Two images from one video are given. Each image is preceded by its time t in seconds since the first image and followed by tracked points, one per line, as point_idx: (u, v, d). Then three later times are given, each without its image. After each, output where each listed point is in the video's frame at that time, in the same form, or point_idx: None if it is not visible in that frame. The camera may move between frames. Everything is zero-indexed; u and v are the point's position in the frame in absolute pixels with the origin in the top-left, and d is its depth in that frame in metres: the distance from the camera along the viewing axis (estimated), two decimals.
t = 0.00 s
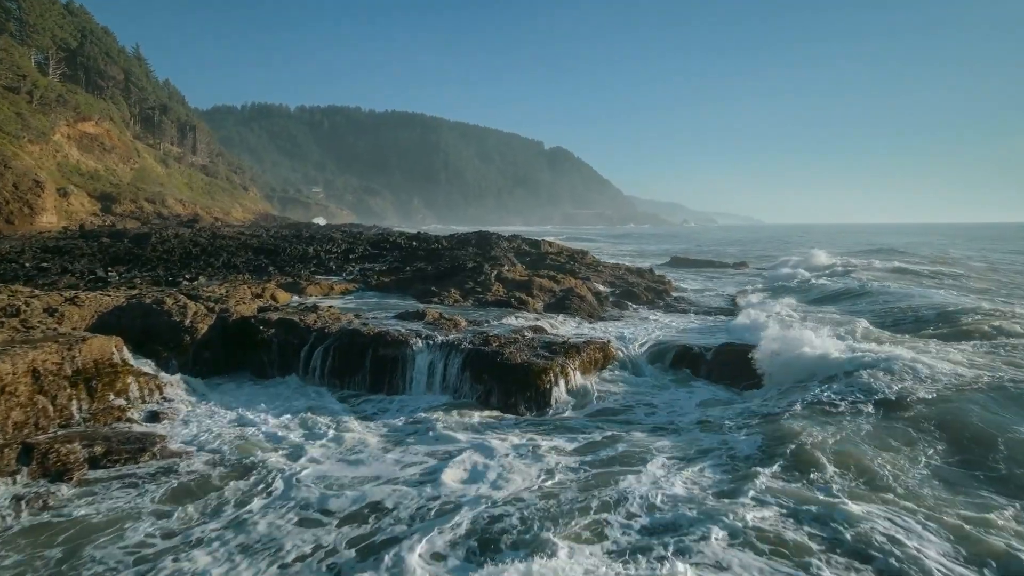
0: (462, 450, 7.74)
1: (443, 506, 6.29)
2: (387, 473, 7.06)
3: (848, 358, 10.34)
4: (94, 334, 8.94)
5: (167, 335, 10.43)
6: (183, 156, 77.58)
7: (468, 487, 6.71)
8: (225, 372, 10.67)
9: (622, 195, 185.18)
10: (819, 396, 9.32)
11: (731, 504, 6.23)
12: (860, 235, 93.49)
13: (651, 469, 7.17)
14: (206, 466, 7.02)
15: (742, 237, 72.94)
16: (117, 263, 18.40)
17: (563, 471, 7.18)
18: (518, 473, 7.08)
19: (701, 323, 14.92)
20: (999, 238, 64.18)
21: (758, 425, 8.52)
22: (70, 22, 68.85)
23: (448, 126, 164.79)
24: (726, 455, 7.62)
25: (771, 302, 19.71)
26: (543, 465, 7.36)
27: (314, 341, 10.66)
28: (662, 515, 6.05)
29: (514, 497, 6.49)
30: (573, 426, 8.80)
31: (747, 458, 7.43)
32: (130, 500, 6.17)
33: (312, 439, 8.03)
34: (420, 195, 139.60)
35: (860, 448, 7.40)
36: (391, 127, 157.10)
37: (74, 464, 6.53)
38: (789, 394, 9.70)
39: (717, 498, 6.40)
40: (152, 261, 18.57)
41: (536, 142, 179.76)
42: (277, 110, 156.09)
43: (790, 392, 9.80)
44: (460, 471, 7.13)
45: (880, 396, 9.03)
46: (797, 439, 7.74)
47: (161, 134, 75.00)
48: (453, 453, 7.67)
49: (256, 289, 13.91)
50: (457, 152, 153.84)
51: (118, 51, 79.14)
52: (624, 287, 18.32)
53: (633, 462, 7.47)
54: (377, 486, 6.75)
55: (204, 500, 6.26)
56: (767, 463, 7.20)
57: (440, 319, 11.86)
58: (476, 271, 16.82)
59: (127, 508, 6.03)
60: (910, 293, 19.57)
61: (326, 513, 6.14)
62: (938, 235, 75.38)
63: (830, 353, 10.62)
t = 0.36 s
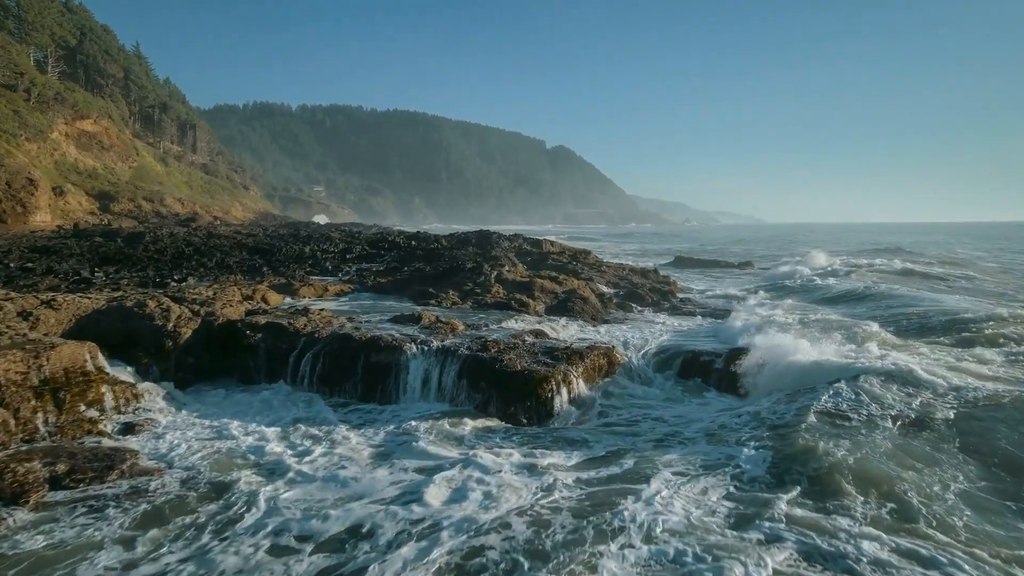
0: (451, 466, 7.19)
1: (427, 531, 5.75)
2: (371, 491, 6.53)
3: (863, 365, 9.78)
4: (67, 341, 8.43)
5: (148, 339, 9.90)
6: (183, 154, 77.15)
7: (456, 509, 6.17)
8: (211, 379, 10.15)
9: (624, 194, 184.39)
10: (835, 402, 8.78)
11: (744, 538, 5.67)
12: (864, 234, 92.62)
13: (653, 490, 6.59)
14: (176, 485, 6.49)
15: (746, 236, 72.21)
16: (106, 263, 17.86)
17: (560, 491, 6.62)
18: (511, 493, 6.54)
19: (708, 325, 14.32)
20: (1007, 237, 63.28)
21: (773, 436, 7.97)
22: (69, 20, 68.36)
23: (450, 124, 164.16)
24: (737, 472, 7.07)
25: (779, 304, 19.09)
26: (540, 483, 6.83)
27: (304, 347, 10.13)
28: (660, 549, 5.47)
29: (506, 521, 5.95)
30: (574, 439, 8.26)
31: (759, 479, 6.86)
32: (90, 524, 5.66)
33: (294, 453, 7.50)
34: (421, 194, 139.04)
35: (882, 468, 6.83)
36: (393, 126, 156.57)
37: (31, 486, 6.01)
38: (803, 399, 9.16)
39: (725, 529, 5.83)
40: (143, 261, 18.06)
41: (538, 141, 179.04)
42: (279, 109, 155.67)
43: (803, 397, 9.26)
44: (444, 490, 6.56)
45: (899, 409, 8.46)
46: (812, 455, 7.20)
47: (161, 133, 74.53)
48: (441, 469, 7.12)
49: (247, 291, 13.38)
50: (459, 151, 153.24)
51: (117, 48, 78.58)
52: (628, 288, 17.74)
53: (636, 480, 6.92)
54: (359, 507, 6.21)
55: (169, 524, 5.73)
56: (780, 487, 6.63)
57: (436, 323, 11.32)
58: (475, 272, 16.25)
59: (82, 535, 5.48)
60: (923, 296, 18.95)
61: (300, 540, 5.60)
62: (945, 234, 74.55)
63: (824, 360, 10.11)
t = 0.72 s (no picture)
0: (437, 483, 6.66)
1: (413, 559, 5.28)
2: (355, 512, 6.05)
3: (880, 373, 9.28)
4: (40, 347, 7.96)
5: (130, 344, 9.42)
6: (183, 153, 76.73)
7: (446, 531, 5.71)
8: (197, 386, 9.67)
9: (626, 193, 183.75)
10: (853, 412, 8.26)
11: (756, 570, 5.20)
12: (869, 234, 91.84)
13: (656, 515, 6.03)
14: (147, 503, 6.02)
15: (750, 236, 71.61)
16: (96, 264, 17.38)
17: (558, 512, 6.16)
18: (503, 514, 6.03)
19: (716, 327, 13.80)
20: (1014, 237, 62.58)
21: (787, 450, 7.46)
22: (69, 18, 67.89)
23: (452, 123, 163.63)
24: (749, 492, 6.56)
25: (787, 306, 18.58)
26: (537, 502, 6.34)
27: (294, 352, 9.65)
28: None
29: (498, 547, 5.49)
30: (575, 452, 7.79)
31: (772, 502, 6.32)
32: (47, 551, 5.18)
33: (276, 467, 7.03)
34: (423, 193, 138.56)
35: (909, 494, 6.28)
36: (395, 124, 156.07)
37: None
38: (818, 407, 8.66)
39: (738, 565, 5.28)
40: (133, 262, 17.58)
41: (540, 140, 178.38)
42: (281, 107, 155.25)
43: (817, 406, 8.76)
44: (426, 512, 6.03)
45: (922, 425, 7.94)
46: (832, 477, 6.64)
47: (161, 132, 74.10)
48: (428, 485, 6.61)
49: (237, 292, 12.90)
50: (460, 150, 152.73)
51: (118, 47, 78.14)
52: (632, 289, 17.24)
53: (639, 500, 6.41)
54: (340, 529, 5.75)
55: (133, 551, 5.26)
56: (798, 516, 6.05)
57: (432, 326, 10.84)
58: (474, 272, 15.77)
59: (36, 564, 5.01)
60: (936, 299, 18.42)
61: (274, 568, 5.14)
62: (950, 234, 73.86)
63: (827, 369, 9.56)
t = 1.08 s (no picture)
0: (419, 504, 6.10)
1: None
2: (330, 541, 5.51)
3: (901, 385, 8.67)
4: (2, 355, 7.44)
5: (105, 351, 8.87)
6: (183, 152, 76.20)
7: (428, 565, 5.15)
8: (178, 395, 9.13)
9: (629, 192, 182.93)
10: (877, 424, 7.69)
11: None
12: (874, 233, 90.93)
13: (650, 550, 5.43)
14: (104, 530, 5.49)
15: (754, 235, 70.91)
16: (83, 264, 16.86)
17: (552, 541, 5.60)
18: (491, 544, 5.49)
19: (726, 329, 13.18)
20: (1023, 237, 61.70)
21: (806, 469, 6.87)
22: (69, 16, 67.20)
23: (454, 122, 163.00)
24: (761, 519, 5.97)
25: (797, 308, 17.95)
26: (531, 529, 5.79)
27: (280, 360, 9.08)
28: None
29: None
30: (577, 469, 7.22)
31: (790, 536, 5.72)
32: None
33: (252, 485, 6.49)
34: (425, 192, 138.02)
35: (943, 530, 5.68)
36: (397, 123, 155.47)
37: None
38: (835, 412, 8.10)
39: None
40: (121, 262, 17.06)
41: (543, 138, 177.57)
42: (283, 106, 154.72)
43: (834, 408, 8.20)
44: (399, 541, 5.47)
45: (954, 444, 7.35)
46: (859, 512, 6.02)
47: (161, 130, 73.53)
48: (408, 507, 6.06)
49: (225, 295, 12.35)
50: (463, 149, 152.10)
51: (118, 45, 77.51)
52: (637, 291, 16.63)
53: (641, 527, 5.86)
54: (313, 561, 5.21)
55: None
56: (818, 559, 5.43)
57: (427, 331, 10.27)
58: (473, 274, 15.18)
59: None
60: (951, 304, 17.75)
61: None
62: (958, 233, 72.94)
63: (844, 380, 9.03)
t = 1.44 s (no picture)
0: (399, 529, 5.58)
1: None
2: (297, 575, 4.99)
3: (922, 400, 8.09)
4: None
5: (80, 358, 8.35)
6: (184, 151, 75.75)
7: None
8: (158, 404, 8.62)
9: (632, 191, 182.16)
10: (898, 443, 7.10)
11: None
12: (879, 232, 90.10)
13: None
14: (52, 562, 5.00)
15: (758, 233, 70.33)
16: (71, 265, 16.38)
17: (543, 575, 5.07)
18: None
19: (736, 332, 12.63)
20: None
21: (824, 492, 6.32)
22: (69, 14, 66.76)
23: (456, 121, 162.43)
24: (774, 552, 5.42)
25: (807, 311, 17.37)
26: (520, 560, 5.26)
27: (265, 368, 8.55)
28: None
29: None
30: (576, 488, 6.69)
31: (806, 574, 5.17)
32: None
33: (223, 506, 5.99)
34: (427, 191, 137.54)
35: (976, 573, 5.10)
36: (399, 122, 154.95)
37: None
38: (858, 417, 7.52)
39: None
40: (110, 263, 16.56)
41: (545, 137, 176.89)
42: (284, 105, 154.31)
43: (858, 413, 7.61)
44: None
45: (981, 464, 6.77)
46: (881, 549, 5.48)
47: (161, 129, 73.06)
48: (387, 533, 5.52)
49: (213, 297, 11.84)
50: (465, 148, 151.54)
51: (118, 43, 77.04)
52: (642, 292, 16.07)
53: (641, 559, 5.32)
54: None
55: None
56: None
57: (422, 337, 9.72)
58: (471, 275, 14.64)
59: None
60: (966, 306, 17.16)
61: None
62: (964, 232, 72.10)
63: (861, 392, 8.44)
